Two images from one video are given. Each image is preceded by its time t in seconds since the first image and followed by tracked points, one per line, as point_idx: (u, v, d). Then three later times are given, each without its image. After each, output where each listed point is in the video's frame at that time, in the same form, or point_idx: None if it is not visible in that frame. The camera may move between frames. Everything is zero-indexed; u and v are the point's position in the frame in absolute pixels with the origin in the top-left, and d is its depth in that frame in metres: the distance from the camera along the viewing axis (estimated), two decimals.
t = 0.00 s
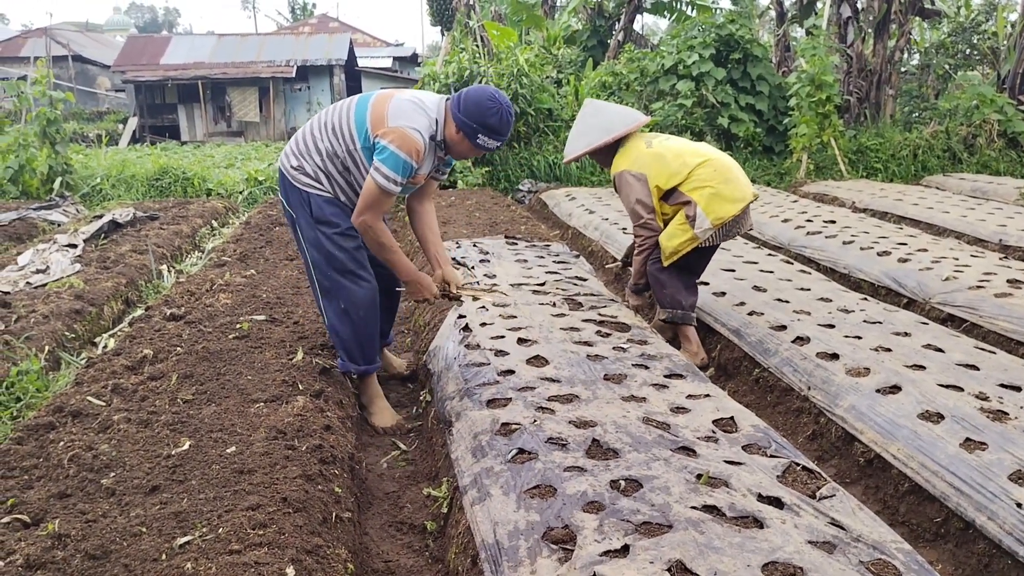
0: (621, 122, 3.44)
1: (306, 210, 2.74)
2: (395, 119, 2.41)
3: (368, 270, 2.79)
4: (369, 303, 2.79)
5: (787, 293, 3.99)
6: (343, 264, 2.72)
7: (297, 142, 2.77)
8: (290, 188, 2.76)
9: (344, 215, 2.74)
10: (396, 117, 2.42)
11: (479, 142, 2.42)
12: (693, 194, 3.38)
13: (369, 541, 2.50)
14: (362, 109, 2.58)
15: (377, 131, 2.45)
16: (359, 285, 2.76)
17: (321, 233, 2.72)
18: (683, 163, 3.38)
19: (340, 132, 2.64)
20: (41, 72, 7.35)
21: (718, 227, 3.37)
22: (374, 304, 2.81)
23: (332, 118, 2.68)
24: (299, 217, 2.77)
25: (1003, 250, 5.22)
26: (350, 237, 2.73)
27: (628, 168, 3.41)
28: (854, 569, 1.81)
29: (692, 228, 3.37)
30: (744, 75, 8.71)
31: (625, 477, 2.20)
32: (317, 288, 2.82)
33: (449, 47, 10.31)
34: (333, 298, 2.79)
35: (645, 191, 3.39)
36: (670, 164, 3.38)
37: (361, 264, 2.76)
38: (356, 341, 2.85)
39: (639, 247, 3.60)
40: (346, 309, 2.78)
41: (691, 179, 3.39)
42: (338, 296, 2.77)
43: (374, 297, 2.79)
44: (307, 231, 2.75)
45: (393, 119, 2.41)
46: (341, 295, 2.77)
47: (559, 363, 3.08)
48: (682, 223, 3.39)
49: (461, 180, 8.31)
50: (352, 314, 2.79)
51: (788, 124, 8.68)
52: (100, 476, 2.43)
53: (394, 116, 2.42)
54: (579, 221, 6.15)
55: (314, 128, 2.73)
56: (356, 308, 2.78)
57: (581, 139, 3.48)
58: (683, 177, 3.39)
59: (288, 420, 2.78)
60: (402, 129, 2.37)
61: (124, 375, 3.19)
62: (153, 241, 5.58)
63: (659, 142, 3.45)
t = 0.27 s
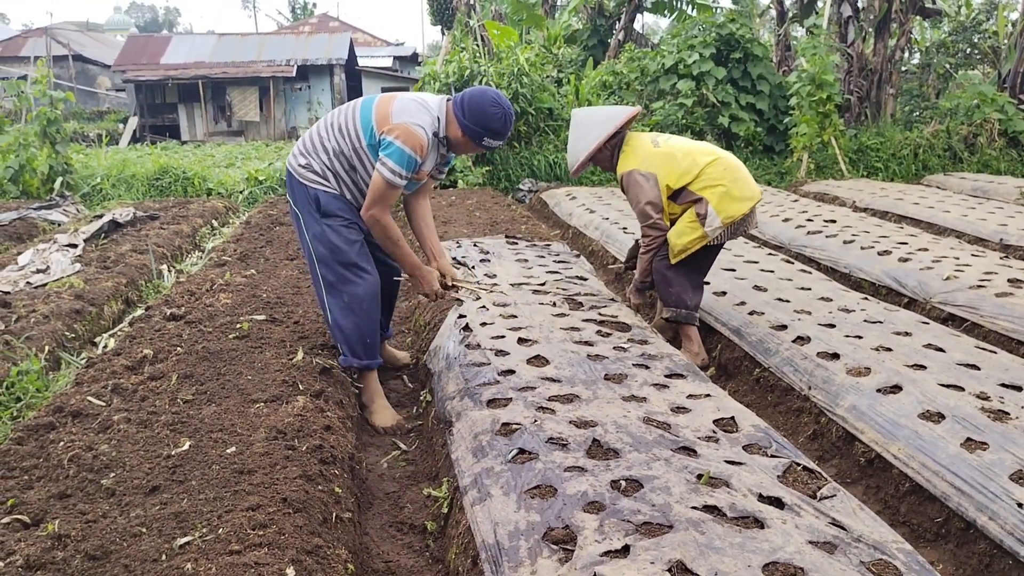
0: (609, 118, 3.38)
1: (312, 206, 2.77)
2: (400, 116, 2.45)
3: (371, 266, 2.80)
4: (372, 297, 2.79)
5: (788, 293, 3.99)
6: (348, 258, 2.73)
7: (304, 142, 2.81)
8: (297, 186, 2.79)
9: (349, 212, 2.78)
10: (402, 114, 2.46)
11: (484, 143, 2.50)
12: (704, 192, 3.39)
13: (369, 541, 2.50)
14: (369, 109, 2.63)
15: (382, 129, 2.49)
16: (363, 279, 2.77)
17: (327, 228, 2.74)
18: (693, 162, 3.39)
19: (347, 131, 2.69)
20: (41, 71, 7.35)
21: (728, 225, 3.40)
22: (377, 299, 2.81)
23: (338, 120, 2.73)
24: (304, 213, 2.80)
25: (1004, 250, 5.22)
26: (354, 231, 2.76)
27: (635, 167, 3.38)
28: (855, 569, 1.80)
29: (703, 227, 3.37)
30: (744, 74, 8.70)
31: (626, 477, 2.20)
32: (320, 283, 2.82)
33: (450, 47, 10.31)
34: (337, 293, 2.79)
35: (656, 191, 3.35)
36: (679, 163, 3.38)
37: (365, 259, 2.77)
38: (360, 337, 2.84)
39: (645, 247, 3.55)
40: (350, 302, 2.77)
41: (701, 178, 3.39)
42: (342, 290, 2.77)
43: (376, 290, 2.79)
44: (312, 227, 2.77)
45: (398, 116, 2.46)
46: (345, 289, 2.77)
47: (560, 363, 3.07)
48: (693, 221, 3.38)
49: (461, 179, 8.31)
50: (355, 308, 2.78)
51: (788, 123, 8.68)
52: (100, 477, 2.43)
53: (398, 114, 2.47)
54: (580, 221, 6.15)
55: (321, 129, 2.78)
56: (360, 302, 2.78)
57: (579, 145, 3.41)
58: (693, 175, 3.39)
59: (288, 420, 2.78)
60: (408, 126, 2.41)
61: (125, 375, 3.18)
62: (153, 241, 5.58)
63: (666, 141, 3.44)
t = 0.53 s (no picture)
0: (607, 119, 3.37)
1: (322, 201, 2.94)
2: (417, 119, 2.67)
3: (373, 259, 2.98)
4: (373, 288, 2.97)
5: (787, 291, 3.99)
6: (353, 251, 2.92)
7: (314, 140, 2.97)
8: (306, 181, 2.95)
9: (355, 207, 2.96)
10: (418, 118, 2.66)
11: (490, 137, 2.74)
12: (706, 192, 3.38)
13: (369, 539, 2.50)
14: (381, 113, 2.81)
15: (399, 132, 2.70)
16: (365, 271, 2.95)
17: (335, 222, 2.92)
18: (695, 161, 3.39)
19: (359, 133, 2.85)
20: (39, 70, 7.34)
21: (730, 225, 3.40)
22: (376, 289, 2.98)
23: (349, 121, 2.90)
24: (313, 207, 2.96)
25: (1003, 248, 5.22)
26: (360, 227, 2.96)
27: (636, 167, 3.38)
28: (855, 567, 1.80)
29: (705, 226, 3.36)
30: (743, 73, 8.70)
31: (626, 475, 2.20)
32: (326, 273, 2.99)
33: (449, 45, 10.31)
34: (341, 283, 2.96)
35: (657, 191, 3.35)
36: (681, 163, 3.38)
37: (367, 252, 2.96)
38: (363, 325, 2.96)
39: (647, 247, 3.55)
40: (351, 291, 2.94)
41: (703, 178, 3.39)
42: (348, 280, 2.94)
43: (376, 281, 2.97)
44: (320, 220, 2.95)
45: (415, 120, 2.67)
46: (349, 280, 2.94)
47: (559, 361, 3.07)
48: (694, 221, 3.38)
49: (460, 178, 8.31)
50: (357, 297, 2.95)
51: (787, 121, 8.68)
52: (100, 476, 2.42)
53: (414, 117, 2.68)
54: (579, 220, 6.15)
55: (331, 128, 2.95)
56: (362, 292, 2.94)
57: (578, 147, 3.41)
58: (695, 175, 3.39)
59: (288, 419, 2.78)
60: (426, 129, 2.63)
61: (124, 374, 3.18)
62: (152, 240, 5.57)
63: (667, 141, 3.43)
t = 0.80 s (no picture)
0: (605, 121, 3.37)
1: (326, 187, 3.09)
2: (423, 129, 2.86)
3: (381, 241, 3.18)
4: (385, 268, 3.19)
5: (785, 290, 3.99)
6: (363, 236, 3.10)
7: (318, 127, 3.10)
8: (310, 167, 3.09)
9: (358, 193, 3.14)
10: (424, 128, 2.86)
11: (490, 151, 2.89)
12: (707, 190, 3.39)
13: (368, 538, 2.50)
14: (386, 111, 2.95)
15: (406, 138, 2.90)
16: (376, 253, 3.15)
17: (343, 209, 3.09)
18: (695, 160, 3.40)
19: (361, 124, 3.00)
20: (37, 69, 7.33)
21: (731, 223, 3.41)
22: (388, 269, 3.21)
23: (351, 114, 3.04)
24: (319, 195, 3.11)
25: (1001, 247, 5.23)
26: (366, 213, 3.13)
27: (636, 166, 3.37)
28: (853, 564, 1.81)
29: (707, 224, 3.37)
30: (741, 72, 8.70)
31: (624, 474, 2.20)
32: (336, 256, 3.18)
33: (447, 44, 10.30)
34: (353, 266, 3.17)
35: (659, 190, 3.34)
36: (682, 161, 3.38)
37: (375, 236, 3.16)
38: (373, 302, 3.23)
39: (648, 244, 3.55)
40: (366, 273, 3.16)
41: (704, 176, 3.40)
42: (354, 261, 3.16)
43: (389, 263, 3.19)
44: (328, 207, 3.10)
45: (421, 130, 2.86)
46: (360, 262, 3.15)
47: (558, 360, 3.07)
48: (696, 219, 3.38)
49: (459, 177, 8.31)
50: (371, 277, 3.18)
51: (786, 120, 8.68)
52: (98, 474, 2.42)
53: (420, 127, 2.86)
54: (577, 218, 6.15)
55: (335, 117, 3.08)
56: (374, 273, 3.17)
57: (576, 149, 3.41)
58: (696, 173, 3.39)
59: (286, 417, 2.77)
60: (429, 140, 2.83)
61: (122, 373, 3.18)
62: (150, 239, 5.57)
63: (666, 140, 3.43)
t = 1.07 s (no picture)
0: (606, 124, 3.35)
1: (322, 186, 3.11)
2: (423, 135, 2.86)
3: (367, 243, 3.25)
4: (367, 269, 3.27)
5: (784, 290, 3.99)
6: (349, 238, 3.17)
7: (320, 124, 3.09)
8: (308, 163, 3.10)
9: (352, 195, 3.16)
10: (424, 133, 2.87)
11: (487, 158, 2.88)
12: (708, 190, 3.42)
13: (366, 538, 2.50)
14: (391, 116, 2.96)
15: (406, 143, 2.90)
16: (360, 255, 3.23)
17: (333, 210, 3.12)
18: (697, 160, 3.41)
19: (364, 128, 3.00)
20: (35, 69, 7.33)
21: (731, 223, 3.46)
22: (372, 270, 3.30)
23: (355, 114, 3.04)
24: (313, 191, 3.13)
25: (999, 247, 5.23)
26: (356, 216, 3.17)
27: (639, 166, 3.34)
28: (851, 564, 1.81)
29: (709, 224, 3.41)
30: (740, 72, 8.71)
31: (622, 474, 2.20)
32: (323, 253, 3.25)
33: (446, 44, 10.31)
34: (337, 265, 3.25)
35: (661, 188, 3.31)
36: (684, 162, 3.39)
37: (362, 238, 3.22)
38: (357, 301, 3.33)
39: (647, 244, 3.48)
40: (348, 273, 3.25)
41: (705, 177, 3.42)
42: (342, 262, 3.22)
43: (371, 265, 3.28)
44: (319, 205, 3.13)
45: (421, 136, 2.86)
46: (345, 262, 3.22)
47: (557, 360, 3.07)
48: (698, 219, 3.41)
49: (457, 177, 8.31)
50: (352, 277, 3.27)
51: (785, 120, 8.69)
52: (96, 475, 2.42)
53: (420, 133, 2.87)
54: (576, 218, 6.15)
55: (338, 116, 3.07)
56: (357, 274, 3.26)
57: (575, 150, 3.40)
58: (698, 174, 3.41)
59: (284, 417, 2.77)
60: (428, 145, 2.84)
61: (120, 373, 3.18)
62: (148, 239, 5.56)
63: (665, 141, 3.44)
